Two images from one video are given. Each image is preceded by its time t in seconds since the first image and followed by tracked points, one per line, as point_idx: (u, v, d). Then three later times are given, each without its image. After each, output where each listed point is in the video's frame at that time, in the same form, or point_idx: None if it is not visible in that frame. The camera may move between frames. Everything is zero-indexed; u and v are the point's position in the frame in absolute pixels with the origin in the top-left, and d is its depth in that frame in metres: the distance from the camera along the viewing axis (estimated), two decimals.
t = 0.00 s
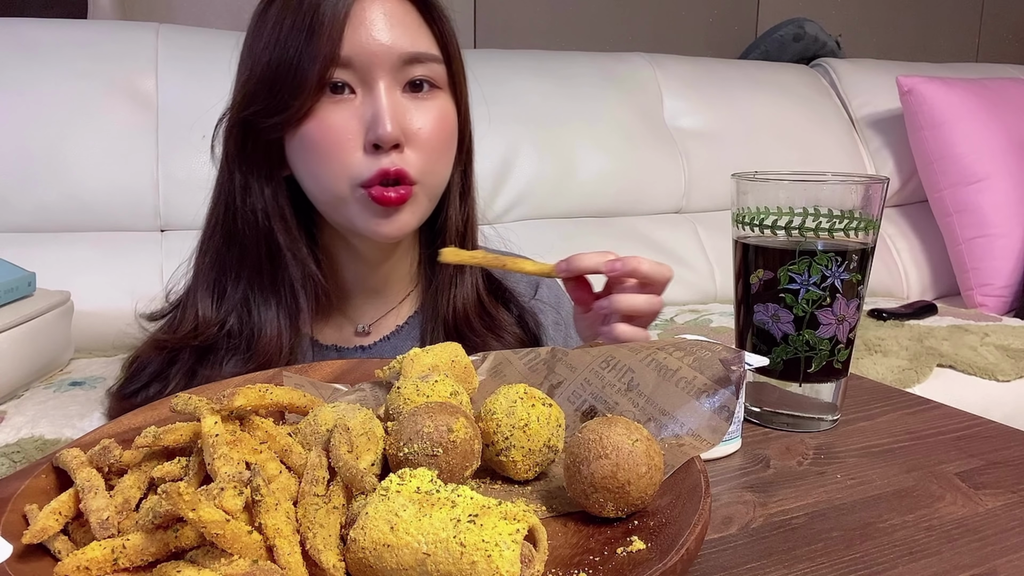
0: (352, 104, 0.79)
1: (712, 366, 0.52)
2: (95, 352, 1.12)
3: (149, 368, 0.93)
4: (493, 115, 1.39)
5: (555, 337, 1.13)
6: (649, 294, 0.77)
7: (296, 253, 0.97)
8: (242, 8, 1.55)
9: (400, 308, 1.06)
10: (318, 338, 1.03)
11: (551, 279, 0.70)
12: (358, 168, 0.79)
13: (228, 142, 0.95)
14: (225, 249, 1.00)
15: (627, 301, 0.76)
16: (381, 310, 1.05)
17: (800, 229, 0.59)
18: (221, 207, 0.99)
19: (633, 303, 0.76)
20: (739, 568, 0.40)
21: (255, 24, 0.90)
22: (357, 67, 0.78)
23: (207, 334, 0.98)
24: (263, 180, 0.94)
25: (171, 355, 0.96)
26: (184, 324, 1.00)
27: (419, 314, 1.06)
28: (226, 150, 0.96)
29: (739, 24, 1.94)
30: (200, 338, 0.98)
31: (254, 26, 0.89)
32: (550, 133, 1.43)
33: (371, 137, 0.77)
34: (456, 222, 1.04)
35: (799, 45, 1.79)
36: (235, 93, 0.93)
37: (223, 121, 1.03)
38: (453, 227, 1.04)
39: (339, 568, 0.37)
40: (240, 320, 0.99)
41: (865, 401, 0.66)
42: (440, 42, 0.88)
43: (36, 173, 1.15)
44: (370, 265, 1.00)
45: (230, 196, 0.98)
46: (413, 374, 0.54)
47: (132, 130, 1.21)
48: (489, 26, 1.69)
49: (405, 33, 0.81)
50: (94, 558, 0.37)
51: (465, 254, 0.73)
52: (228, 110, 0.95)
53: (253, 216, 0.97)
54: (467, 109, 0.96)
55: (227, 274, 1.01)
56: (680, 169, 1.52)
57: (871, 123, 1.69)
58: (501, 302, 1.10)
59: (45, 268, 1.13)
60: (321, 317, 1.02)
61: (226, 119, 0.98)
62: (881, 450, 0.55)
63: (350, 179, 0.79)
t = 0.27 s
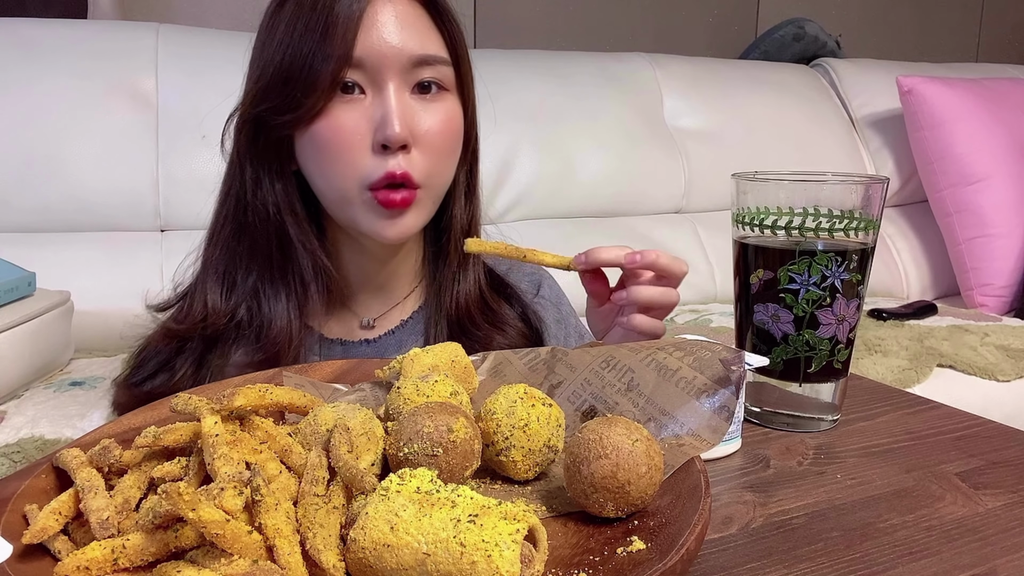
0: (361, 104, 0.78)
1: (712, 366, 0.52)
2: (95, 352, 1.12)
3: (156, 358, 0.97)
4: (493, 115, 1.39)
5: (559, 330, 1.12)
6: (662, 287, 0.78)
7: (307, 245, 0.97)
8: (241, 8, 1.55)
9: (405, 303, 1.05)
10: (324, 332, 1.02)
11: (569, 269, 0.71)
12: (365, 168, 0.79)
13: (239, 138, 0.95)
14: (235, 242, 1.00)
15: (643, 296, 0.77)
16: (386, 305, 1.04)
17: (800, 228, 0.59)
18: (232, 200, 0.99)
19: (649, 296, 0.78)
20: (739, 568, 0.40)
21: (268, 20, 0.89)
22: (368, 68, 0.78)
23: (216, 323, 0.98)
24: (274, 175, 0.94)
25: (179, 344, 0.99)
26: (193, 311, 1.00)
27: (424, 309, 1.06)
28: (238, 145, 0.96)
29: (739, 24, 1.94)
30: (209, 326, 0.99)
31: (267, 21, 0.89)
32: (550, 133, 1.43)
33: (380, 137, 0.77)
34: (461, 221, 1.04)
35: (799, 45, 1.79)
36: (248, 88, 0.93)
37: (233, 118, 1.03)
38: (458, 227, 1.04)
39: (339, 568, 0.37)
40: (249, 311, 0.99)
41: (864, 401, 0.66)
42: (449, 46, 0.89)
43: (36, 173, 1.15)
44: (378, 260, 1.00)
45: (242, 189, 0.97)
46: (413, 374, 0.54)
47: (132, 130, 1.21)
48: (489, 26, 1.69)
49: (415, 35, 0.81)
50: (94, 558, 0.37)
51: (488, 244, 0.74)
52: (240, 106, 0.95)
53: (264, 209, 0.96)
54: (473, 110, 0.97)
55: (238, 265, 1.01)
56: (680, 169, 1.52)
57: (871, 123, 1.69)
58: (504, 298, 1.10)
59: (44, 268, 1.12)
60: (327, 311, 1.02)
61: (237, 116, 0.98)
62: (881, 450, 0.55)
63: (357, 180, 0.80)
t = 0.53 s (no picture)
0: (355, 102, 0.78)
1: (712, 365, 0.52)
2: (95, 352, 1.12)
3: (162, 351, 0.96)
4: (493, 115, 1.39)
5: (558, 330, 1.13)
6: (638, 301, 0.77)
7: (309, 243, 0.98)
8: (242, 8, 1.55)
9: (407, 301, 1.06)
10: (328, 329, 1.03)
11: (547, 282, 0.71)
12: (359, 166, 0.79)
13: (240, 137, 0.95)
14: (239, 240, 1.00)
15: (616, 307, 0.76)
16: (387, 303, 1.05)
17: (800, 229, 0.59)
18: (234, 199, 0.99)
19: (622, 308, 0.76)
20: (739, 568, 0.40)
21: (269, 18, 0.90)
22: (361, 67, 0.78)
23: (223, 317, 0.98)
24: (275, 174, 0.94)
25: (185, 338, 0.98)
26: (200, 305, 1.00)
27: (426, 307, 1.06)
28: (240, 144, 0.96)
29: (739, 24, 1.94)
30: (216, 321, 0.98)
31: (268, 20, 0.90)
32: (550, 133, 1.43)
33: (372, 136, 0.77)
34: (460, 219, 1.04)
35: (798, 45, 1.79)
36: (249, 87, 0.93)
37: (235, 117, 1.03)
38: (458, 224, 1.04)
39: (339, 568, 0.37)
40: (256, 307, 0.99)
41: (865, 401, 0.66)
42: (444, 44, 0.88)
43: (36, 173, 1.15)
44: (378, 258, 1.00)
45: (243, 189, 0.98)
46: (413, 374, 0.54)
47: (132, 130, 1.21)
48: (489, 26, 1.69)
49: (410, 34, 0.81)
50: (94, 558, 0.37)
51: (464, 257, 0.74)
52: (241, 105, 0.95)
53: (266, 206, 0.97)
54: (472, 108, 0.97)
55: (241, 263, 1.01)
56: (680, 169, 1.52)
57: (871, 123, 1.69)
58: (506, 297, 1.10)
59: (44, 268, 1.12)
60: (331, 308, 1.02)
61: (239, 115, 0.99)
62: (881, 450, 0.55)
63: (351, 178, 0.80)
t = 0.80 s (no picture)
0: (355, 102, 0.78)
1: (712, 366, 0.52)
2: (95, 352, 1.12)
3: (158, 354, 0.95)
4: (493, 115, 1.39)
5: (556, 332, 1.13)
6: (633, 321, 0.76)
7: (305, 246, 0.98)
8: (241, 7, 1.55)
9: (406, 303, 1.06)
10: (326, 331, 1.03)
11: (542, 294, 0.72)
12: (359, 165, 0.79)
13: (239, 138, 0.95)
14: (237, 242, 1.01)
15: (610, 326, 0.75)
16: (387, 305, 1.05)
17: (800, 229, 0.59)
18: (232, 201, 0.99)
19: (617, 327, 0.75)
20: (740, 568, 0.40)
21: (267, 19, 0.90)
22: (361, 67, 0.78)
23: (219, 322, 0.99)
24: (273, 176, 0.94)
25: (182, 341, 0.98)
26: (198, 310, 1.01)
27: (425, 310, 1.06)
28: (239, 145, 0.96)
29: (739, 24, 1.94)
30: (213, 325, 0.99)
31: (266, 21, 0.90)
32: (550, 133, 1.43)
33: (372, 135, 0.77)
34: (460, 219, 1.04)
35: (798, 45, 1.79)
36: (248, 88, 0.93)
37: (235, 118, 1.03)
38: (457, 225, 1.04)
39: (339, 568, 0.37)
40: (253, 309, 0.99)
41: (865, 401, 0.66)
42: (443, 43, 0.88)
43: (35, 173, 1.15)
44: (375, 260, 1.00)
45: (241, 190, 0.98)
46: (413, 374, 0.54)
47: (132, 129, 1.21)
48: (489, 26, 1.69)
49: (410, 34, 0.81)
50: (94, 558, 0.37)
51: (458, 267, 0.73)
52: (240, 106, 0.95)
53: (264, 208, 0.96)
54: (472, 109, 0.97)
55: (239, 265, 1.01)
56: (680, 169, 1.51)
57: (871, 123, 1.69)
58: (506, 299, 1.10)
59: (44, 268, 1.12)
60: (328, 310, 1.03)
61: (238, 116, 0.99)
62: (881, 450, 0.55)
63: (351, 177, 0.80)
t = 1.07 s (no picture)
0: (353, 103, 0.78)
1: (712, 366, 0.52)
2: (95, 352, 1.12)
3: (159, 356, 0.95)
4: (493, 115, 1.39)
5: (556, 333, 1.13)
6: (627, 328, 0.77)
7: (305, 248, 0.97)
8: (242, 7, 1.55)
9: (407, 305, 1.06)
10: (327, 332, 1.03)
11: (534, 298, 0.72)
12: (358, 167, 0.79)
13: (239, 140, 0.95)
14: (238, 244, 1.01)
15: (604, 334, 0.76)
16: (388, 307, 1.04)
17: (800, 228, 0.59)
18: (233, 202, 0.99)
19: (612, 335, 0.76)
20: (740, 568, 0.40)
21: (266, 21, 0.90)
22: (358, 68, 0.78)
23: (221, 324, 0.99)
24: (272, 177, 0.94)
25: (184, 343, 0.98)
26: (201, 312, 1.01)
27: (426, 311, 1.06)
28: (239, 147, 0.96)
29: (739, 24, 1.94)
30: (214, 328, 0.99)
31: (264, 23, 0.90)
32: (550, 133, 1.43)
33: (371, 136, 0.77)
34: (461, 220, 1.04)
35: (798, 45, 1.79)
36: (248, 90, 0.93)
37: (235, 119, 1.03)
38: (458, 225, 1.04)
39: (339, 568, 0.37)
40: (254, 311, 1.00)
41: (865, 401, 0.66)
42: (442, 43, 0.88)
43: (36, 173, 1.15)
44: (376, 261, 1.00)
45: (241, 192, 0.98)
46: (413, 374, 0.54)
47: (132, 130, 1.21)
48: (489, 26, 1.69)
49: (408, 34, 0.81)
50: (94, 558, 0.37)
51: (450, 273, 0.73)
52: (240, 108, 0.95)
53: (264, 210, 0.97)
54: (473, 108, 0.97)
55: (241, 267, 1.01)
56: (680, 169, 1.51)
57: (871, 123, 1.69)
58: (508, 300, 1.10)
59: (44, 268, 1.12)
60: (329, 312, 1.03)
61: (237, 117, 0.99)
62: (881, 450, 0.55)
63: (350, 179, 0.80)
